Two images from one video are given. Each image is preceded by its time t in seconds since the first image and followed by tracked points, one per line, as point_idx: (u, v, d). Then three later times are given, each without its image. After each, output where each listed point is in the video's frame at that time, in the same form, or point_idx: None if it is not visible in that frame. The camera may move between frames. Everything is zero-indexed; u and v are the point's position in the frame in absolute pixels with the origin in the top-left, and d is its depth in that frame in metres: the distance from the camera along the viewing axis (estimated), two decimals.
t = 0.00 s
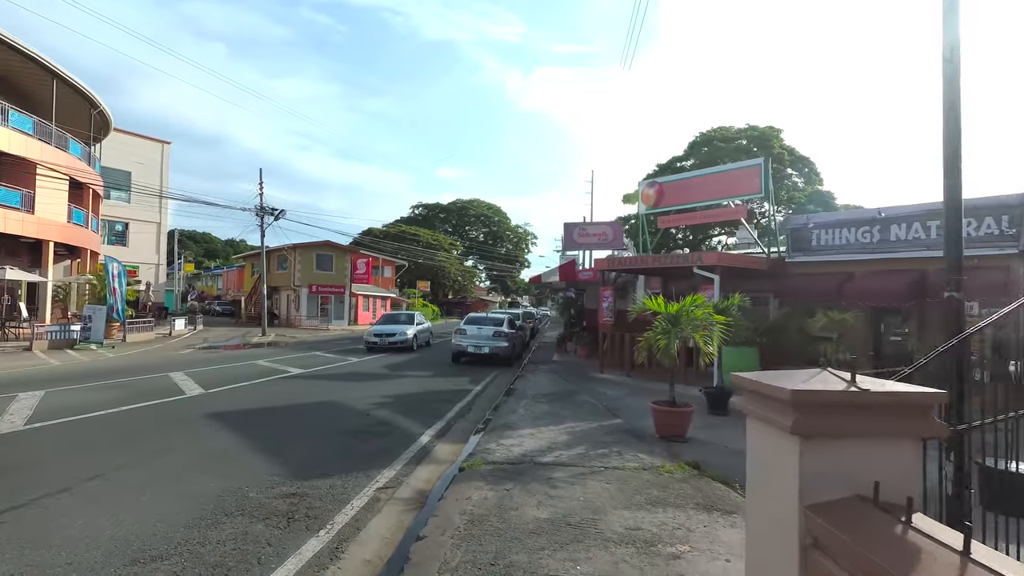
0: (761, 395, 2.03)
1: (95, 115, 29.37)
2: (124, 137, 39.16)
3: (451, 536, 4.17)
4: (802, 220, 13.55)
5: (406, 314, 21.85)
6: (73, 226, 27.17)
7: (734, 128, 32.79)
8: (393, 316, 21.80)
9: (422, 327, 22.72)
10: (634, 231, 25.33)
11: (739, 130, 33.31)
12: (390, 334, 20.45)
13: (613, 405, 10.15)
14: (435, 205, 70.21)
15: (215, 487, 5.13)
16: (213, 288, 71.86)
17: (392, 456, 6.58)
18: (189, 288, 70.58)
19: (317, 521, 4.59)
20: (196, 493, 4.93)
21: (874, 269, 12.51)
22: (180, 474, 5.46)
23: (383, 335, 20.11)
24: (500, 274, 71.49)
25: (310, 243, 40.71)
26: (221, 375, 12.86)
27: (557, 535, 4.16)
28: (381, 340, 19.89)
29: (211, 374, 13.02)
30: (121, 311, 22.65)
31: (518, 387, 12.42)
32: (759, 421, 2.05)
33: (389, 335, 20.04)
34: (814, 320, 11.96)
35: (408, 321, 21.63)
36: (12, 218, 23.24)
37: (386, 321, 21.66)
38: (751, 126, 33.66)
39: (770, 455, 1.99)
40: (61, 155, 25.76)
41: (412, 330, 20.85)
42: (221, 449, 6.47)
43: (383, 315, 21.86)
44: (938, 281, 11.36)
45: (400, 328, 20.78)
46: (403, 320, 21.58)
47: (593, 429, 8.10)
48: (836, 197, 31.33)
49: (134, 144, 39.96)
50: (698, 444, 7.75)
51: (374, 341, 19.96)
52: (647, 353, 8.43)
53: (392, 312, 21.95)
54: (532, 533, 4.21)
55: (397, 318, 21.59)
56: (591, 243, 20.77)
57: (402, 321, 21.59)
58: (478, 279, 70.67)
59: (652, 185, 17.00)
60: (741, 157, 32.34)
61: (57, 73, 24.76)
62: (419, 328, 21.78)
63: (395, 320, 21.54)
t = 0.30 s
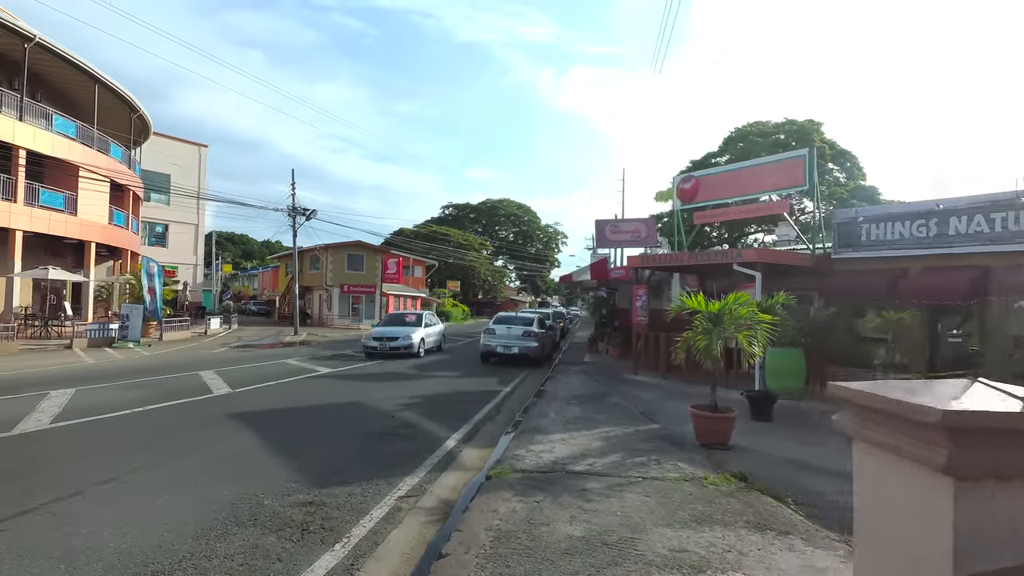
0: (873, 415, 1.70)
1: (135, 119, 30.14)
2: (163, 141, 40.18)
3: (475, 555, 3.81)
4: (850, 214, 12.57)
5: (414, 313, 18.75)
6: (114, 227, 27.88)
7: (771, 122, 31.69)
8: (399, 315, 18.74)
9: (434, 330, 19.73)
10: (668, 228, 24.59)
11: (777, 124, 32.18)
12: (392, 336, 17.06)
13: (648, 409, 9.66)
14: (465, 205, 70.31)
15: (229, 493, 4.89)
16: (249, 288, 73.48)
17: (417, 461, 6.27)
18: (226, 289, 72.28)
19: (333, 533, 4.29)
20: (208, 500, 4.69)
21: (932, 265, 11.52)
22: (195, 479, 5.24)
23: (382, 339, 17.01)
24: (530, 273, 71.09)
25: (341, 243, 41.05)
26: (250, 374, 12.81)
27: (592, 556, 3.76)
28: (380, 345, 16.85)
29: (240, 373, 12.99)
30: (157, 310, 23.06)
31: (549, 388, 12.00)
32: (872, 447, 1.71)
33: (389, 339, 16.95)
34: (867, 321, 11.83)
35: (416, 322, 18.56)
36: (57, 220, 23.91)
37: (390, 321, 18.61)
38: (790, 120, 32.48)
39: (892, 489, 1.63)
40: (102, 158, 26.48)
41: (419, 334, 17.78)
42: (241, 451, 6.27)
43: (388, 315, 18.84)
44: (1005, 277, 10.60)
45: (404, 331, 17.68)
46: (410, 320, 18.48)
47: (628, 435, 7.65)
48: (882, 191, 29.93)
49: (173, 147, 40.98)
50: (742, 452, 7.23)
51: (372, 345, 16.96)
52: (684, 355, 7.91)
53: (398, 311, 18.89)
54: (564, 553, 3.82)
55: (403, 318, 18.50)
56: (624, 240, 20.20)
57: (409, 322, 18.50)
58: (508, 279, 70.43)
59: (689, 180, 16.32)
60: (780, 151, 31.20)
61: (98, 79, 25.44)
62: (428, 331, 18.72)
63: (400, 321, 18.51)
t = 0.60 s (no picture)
0: None
1: (164, 121, 30.62)
2: (192, 144, 40.84)
3: None
4: (897, 207, 11.88)
5: (407, 314, 15.72)
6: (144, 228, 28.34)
7: (804, 116, 30.66)
8: (389, 316, 15.67)
9: (434, 333, 16.68)
10: (698, 225, 23.89)
11: (810, 118, 31.10)
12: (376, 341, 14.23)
13: (680, 414, 9.16)
14: (489, 205, 70.14)
15: (232, 503, 4.60)
16: (277, 288, 74.51)
17: (434, 469, 5.90)
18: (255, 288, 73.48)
19: (341, 550, 3.95)
20: (210, 512, 4.41)
21: (986, 262, 10.86)
22: (200, 487, 4.97)
23: (363, 345, 14.07)
24: (554, 273, 70.53)
25: (366, 243, 41.16)
26: (272, 374, 12.68)
27: None
28: (361, 353, 13.94)
29: (262, 372, 12.88)
30: (184, 309, 23.36)
31: (575, 390, 11.56)
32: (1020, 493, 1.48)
33: (372, 345, 14.01)
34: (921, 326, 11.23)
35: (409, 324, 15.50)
36: (89, 220, 24.36)
37: (379, 322, 15.63)
38: (824, 113, 31.36)
39: None
40: (132, 160, 26.93)
41: (410, 339, 14.79)
42: (252, 457, 5.99)
43: (377, 315, 15.84)
44: None
45: (393, 335, 14.72)
46: (402, 322, 15.48)
47: (659, 442, 7.18)
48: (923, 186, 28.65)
49: (202, 149, 41.64)
50: (784, 463, 6.69)
51: (352, 353, 14.07)
52: (720, 357, 7.41)
53: (389, 311, 15.86)
54: None
55: (394, 319, 15.51)
56: (652, 238, 19.60)
57: (400, 324, 15.47)
58: (533, 279, 70.01)
59: (720, 174, 15.64)
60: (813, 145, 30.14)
61: (127, 82, 25.85)
62: (423, 335, 15.67)
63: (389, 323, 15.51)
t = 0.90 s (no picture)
0: None
1: (177, 121, 30.65)
2: (206, 144, 40.94)
3: None
4: (931, 201, 11.60)
5: (373, 316, 12.55)
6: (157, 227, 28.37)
7: (825, 112, 29.93)
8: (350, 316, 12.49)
9: (408, 340, 13.43)
10: (716, 223, 23.31)
11: (831, 114, 30.36)
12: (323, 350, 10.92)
13: (701, 420, 8.70)
14: (502, 205, 69.84)
15: (222, 519, 4.26)
16: (291, 287, 74.79)
17: (441, 480, 5.51)
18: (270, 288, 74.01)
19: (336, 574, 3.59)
20: (195, 531, 4.06)
21: None
22: (189, 501, 4.62)
23: (307, 355, 10.87)
24: (567, 272, 70.01)
25: (378, 242, 40.99)
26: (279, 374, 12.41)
27: None
28: (303, 366, 10.74)
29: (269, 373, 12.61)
30: (195, 309, 23.30)
31: (590, 394, 11.12)
32: None
33: (319, 356, 10.84)
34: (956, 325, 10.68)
35: (374, 328, 12.31)
36: (101, 220, 24.38)
37: (337, 325, 12.42)
38: (846, 109, 30.59)
39: None
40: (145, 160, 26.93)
41: (372, 347, 11.58)
42: (248, 467, 5.65)
43: (336, 315, 12.63)
44: None
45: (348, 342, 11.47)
46: (364, 327, 12.24)
47: (681, 451, 6.73)
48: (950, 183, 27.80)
49: (215, 149, 41.73)
50: (818, 475, 6.20)
51: (292, 365, 10.83)
52: (744, 360, 6.95)
53: (350, 311, 12.66)
54: None
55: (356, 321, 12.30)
56: (668, 236, 19.07)
57: (362, 328, 12.24)
58: (546, 278, 69.56)
59: (742, 169, 15.07)
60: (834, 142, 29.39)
61: (140, 81, 25.84)
62: (391, 342, 12.45)
63: (348, 327, 12.27)
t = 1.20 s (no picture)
0: None
1: (177, 119, 30.44)
2: (207, 142, 40.76)
3: None
4: (945, 196, 11.27)
5: (296, 316, 9.37)
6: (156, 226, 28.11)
7: (831, 109, 29.46)
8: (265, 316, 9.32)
9: (345, 348, 10.26)
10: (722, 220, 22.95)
11: (838, 111, 29.88)
12: (200, 366, 7.64)
13: (709, 423, 8.32)
14: (505, 204, 69.53)
15: (188, 533, 3.91)
16: (293, 288, 74.59)
17: (431, 488, 5.14)
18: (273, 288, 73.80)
19: None
20: (156, 548, 3.71)
21: None
22: (155, 513, 4.27)
23: (176, 373, 7.61)
24: (571, 272, 69.55)
25: (380, 241, 40.65)
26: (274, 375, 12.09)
27: None
28: (167, 391, 7.54)
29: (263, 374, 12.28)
30: (193, 308, 23.02)
31: (592, 395, 10.75)
32: None
33: (193, 375, 7.57)
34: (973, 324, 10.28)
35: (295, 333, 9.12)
36: (99, 218, 24.11)
37: (244, 328, 9.19)
38: (853, 106, 30.09)
39: None
40: (143, 158, 26.69)
41: (280, 362, 8.37)
42: (225, 474, 5.30)
43: (246, 314, 9.43)
44: None
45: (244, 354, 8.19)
46: (278, 331, 9.03)
47: (689, 456, 6.35)
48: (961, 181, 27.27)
49: (216, 148, 41.53)
50: (835, 482, 5.82)
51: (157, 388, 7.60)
52: (754, 361, 6.57)
53: (265, 310, 9.42)
54: None
55: (267, 324, 9.08)
56: (673, 233, 18.67)
57: (277, 332, 9.04)
58: (549, 278, 69.12)
59: (749, 163, 14.63)
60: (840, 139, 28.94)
61: (138, 79, 25.60)
62: (313, 354, 9.25)
63: (256, 332, 9.05)
